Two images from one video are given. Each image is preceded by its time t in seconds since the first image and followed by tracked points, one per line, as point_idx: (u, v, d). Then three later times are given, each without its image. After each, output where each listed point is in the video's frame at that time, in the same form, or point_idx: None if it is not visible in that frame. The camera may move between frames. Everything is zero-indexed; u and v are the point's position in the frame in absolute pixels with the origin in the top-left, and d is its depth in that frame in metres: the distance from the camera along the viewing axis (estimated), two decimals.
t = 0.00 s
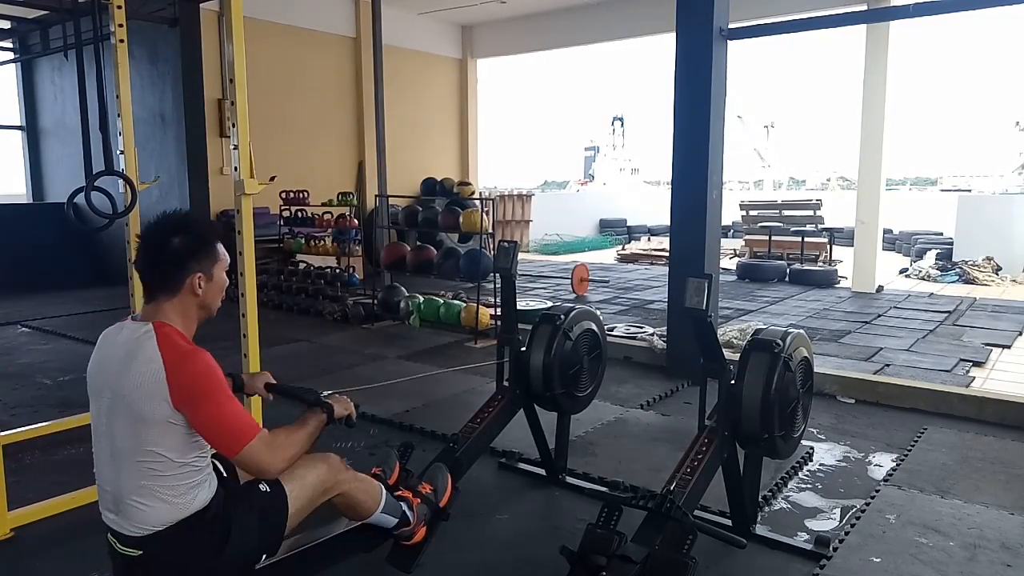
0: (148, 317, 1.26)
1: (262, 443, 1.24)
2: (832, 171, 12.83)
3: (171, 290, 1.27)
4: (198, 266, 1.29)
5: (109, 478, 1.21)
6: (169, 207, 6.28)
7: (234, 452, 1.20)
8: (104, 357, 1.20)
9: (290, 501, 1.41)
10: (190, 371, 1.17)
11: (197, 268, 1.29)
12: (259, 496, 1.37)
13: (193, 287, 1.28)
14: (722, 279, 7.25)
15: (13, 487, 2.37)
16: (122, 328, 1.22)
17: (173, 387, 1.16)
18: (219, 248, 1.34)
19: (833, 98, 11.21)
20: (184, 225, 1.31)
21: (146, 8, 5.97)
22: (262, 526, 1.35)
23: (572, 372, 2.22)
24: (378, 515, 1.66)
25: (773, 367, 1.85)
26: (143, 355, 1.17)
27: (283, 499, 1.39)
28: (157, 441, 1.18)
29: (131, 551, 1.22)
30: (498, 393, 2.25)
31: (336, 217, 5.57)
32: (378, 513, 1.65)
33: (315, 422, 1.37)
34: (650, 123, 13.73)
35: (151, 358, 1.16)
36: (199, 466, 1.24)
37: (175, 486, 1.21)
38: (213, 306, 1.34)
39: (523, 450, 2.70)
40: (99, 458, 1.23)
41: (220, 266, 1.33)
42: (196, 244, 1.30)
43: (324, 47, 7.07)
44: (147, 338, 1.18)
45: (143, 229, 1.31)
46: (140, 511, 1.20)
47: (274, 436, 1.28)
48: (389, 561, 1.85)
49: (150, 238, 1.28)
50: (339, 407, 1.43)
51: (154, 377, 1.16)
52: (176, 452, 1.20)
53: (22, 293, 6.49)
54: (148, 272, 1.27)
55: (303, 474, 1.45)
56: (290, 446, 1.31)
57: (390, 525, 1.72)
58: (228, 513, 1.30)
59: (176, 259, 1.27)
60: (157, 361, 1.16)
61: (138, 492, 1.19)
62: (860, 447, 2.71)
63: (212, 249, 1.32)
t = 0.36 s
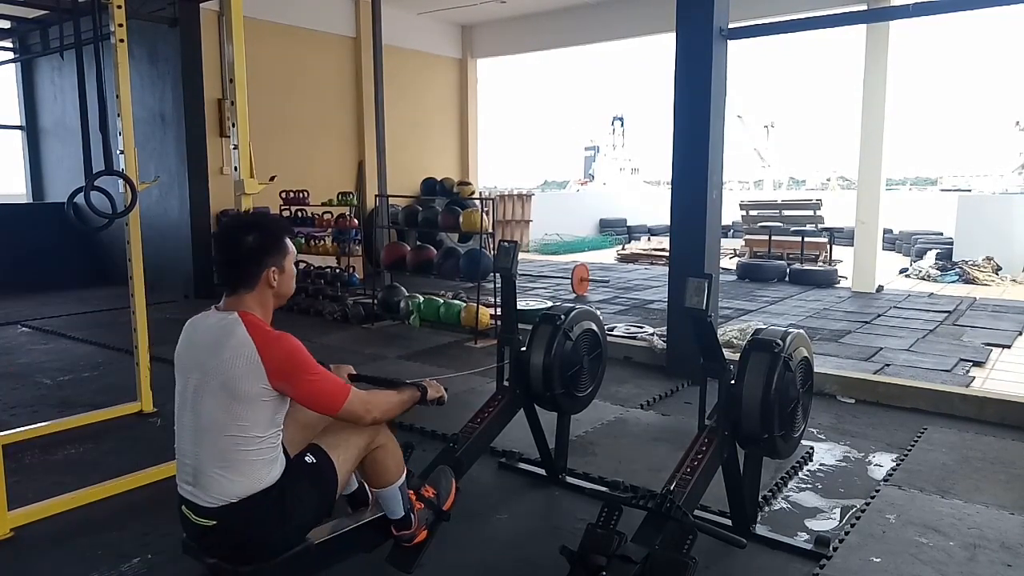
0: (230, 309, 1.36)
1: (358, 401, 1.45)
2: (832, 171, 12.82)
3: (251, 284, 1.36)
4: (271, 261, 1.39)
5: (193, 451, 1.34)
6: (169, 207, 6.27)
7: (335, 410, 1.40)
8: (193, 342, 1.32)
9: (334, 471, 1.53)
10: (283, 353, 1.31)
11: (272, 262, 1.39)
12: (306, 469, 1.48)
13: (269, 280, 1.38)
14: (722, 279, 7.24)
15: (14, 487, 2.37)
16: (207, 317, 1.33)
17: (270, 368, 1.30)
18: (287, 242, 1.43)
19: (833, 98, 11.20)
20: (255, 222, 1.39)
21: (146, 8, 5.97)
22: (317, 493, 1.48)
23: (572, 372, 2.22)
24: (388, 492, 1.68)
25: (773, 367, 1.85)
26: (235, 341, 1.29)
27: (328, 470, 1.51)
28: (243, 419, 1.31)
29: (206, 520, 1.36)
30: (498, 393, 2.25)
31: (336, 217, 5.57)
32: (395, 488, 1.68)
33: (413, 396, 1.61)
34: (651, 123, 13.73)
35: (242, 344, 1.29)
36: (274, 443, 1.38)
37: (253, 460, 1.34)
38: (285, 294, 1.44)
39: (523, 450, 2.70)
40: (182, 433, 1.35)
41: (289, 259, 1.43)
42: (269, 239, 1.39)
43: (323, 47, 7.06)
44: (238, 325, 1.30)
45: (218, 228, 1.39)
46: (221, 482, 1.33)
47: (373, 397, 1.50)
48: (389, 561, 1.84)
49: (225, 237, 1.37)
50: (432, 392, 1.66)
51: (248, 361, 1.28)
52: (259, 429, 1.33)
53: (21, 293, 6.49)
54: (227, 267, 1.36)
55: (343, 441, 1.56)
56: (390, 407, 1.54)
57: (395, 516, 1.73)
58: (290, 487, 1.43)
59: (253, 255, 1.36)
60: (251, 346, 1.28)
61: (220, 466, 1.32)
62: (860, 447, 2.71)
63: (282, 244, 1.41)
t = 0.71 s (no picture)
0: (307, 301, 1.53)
1: (426, 374, 1.56)
2: (832, 171, 12.81)
3: (324, 277, 1.53)
4: (338, 256, 1.56)
5: (274, 429, 1.43)
6: (168, 207, 6.28)
7: (408, 383, 1.51)
8: (277, 328, 1.42)
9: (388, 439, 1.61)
10: (364, 335, 1.43)
11: (339, 257, 1.56)
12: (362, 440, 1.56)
13: (339, 274, 1.55)
14: (722, 279, 7.25)
15: (14, 487, 2.37)
16: (287, 308, 1.43)
17: (353, 350, 1.41)
18: (349, 239, 1.60)
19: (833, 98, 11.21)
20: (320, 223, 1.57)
21: (146, 8, 5.97)
22: (378, 466, 1.57)
23: (572, 372, 2.22)
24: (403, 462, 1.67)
25: (772, 367, 1.85)
26: (319, 327, 1.40)
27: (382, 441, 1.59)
28: (326, 398, 1.41)
29: (284, 493, 1.45)
30: (498, 393, 2.24)
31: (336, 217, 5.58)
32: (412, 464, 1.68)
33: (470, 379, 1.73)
34: (651, 123, 13.73)
35: (327, 330, 1.40)
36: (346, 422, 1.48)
37: (331, 437, 1.45)
38: (351, 285, 1.61)
39: (523, 450, 2.70)
40: (264, 411, 1.45)
41: (353, 253, 1.60)
42: (334, 237, 1.56)
43: (323, 47, 7.06)
44: (320, 313, 1.41)
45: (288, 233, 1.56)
46: (300, 457, 1.42)
47: (438, 370, 1.61)
48: (389, 562, 1.84)
49: (296, 240, 1.54)
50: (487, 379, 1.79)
51: (333, 344, 1.40)
52: (338, 408, 1.44)
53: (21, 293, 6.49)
54: (302, 265, 1.53)
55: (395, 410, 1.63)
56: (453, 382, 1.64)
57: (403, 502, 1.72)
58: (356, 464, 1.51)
59: (323, 251, 1.53)
60: (335, 331, 1.39)
61: (301, 442, 1.42)
62: (860, 447, 2.71)
63: (345, 239, 1.58)
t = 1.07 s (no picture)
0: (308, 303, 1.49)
1: (428, 362, 1.60)
2: (832, 171, 12.81)
3: (323, 278, 1.49)
4: (337, 254, 1.51)
5: (281, 427, 1.47)
6: (168, 207, 6.27)
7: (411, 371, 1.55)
8: (280, 327, 1.45)
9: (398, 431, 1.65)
10: (367, 329, 1.46)
11: (337, 255, 1.52)
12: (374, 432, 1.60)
13: (338, 271, 1.51)
14: (722, 279, 7.25)
15: (14, 487, 2.38)
16: (288, 306, 1.47)
17: (356, 344, 1.45)
18: (346, 236, 1.55)
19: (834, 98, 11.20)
20: (314, 222, 1.52)
21: (146, 8, 5.97)
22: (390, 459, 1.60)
23: (572, 372, 2.22)
24: (411, 456, 1.70)
25: (773, 367, 1.85)
26: (323, 322, 1.43)
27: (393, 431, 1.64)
28: (331, 392, 1.44)
29: (295, 489, 1.48)
30: (498, 392, 2.24)
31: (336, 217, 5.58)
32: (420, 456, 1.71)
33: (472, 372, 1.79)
34: (651, 123, 13.73)
35: (329, 324, 1.43)
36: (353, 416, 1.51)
37: (338, 431, 1.47)
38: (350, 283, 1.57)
39: (523, 450, 2.70)
40: (271, 410, 1.48)
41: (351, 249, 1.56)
42: (330, 233, 1.51)
43: (323, 47, 7.06)
44: (322, 308, 1.45)
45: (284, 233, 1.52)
46: (308, 452, 1.45)
47: (440, 358, 1.66)
48: (389, 562, 1.84)
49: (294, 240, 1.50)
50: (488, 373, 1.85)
51: (336, 338, 1.43)
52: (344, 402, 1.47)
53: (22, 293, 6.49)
54: (300, 267, 1.49)
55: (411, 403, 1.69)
56: (455, 370, 1.69)
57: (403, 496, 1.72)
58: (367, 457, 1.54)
59: (320, 251, 1.49)
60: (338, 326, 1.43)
61: (309, 436, 1.44)
62: (860, 447, 2.71)
63: (341, 236, 1.53)
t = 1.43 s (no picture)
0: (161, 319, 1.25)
1: (314, 391, 1.37)
2: (832, 171, 12.82)
3: (171, 285, 1.25)
4: (191, 256, 1.26)
5: (145, 470, 1.26)
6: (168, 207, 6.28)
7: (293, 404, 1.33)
8: (131, 358, 1.23)
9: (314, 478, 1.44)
10: (228, 358, 1.23)
11: (191, 258, 1.26)
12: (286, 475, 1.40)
13: (190, 278, 1.26)
14: (722, 279, 7.25)
15: (14, 487, 2.37)
16: (141, 330, 1.24)
17: (215, 377, 1.21)
18: (209, 234, 1.30)
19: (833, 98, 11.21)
20: (166, 216, 1.27)
21: (146, 8, 5.98)
22: (292, 495, 1.41)
23: (573, 372, 2.22)
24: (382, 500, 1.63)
25: (772, 367, 1.85)
26: (175, 350, 1.20)
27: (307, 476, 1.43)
28: (194, 433, 1.22)
29: (170, 535, 1.29)
30: (498, 393, 2.24)
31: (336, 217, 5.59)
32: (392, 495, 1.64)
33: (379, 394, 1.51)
34: (651, 123, 13.74)
35: (183, 355, 1.20)
36: (233, 449, 1.30)
37: (212, 472, 1.26)
38: (213, 291, 1.32)
39: (523, 450, 2.70)
40: (133, 450, 1.27)
41: (213, 250, 1.30)
42: (185, 232, 1.26)
43: (323, 47, 7.06)
44: (176, 333, 1.21)
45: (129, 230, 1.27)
46: (179, 498, 1.25)
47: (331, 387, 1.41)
48: (390, 562, 1.84)
49: (139, 237, 1.24)
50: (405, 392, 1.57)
51: (191, 372, 1.20)
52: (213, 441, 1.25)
53: (22, 293, 6.49)
54: (146, 272, 1.25)
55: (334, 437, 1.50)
56: (351, 395, 1.44)
57: (397, 518, 1.69)
58: (257, 489, 1.35)
59: (168, 253, 1.24)
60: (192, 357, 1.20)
61: (177, 482, 1.24)
62: (860, 447, 2.71)
63: (200, 236, 1.28)
